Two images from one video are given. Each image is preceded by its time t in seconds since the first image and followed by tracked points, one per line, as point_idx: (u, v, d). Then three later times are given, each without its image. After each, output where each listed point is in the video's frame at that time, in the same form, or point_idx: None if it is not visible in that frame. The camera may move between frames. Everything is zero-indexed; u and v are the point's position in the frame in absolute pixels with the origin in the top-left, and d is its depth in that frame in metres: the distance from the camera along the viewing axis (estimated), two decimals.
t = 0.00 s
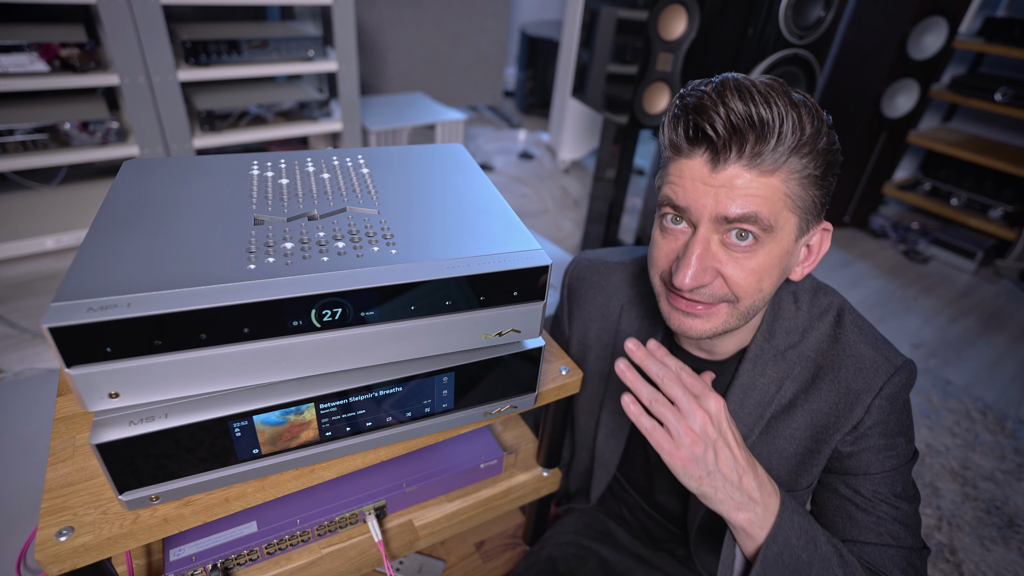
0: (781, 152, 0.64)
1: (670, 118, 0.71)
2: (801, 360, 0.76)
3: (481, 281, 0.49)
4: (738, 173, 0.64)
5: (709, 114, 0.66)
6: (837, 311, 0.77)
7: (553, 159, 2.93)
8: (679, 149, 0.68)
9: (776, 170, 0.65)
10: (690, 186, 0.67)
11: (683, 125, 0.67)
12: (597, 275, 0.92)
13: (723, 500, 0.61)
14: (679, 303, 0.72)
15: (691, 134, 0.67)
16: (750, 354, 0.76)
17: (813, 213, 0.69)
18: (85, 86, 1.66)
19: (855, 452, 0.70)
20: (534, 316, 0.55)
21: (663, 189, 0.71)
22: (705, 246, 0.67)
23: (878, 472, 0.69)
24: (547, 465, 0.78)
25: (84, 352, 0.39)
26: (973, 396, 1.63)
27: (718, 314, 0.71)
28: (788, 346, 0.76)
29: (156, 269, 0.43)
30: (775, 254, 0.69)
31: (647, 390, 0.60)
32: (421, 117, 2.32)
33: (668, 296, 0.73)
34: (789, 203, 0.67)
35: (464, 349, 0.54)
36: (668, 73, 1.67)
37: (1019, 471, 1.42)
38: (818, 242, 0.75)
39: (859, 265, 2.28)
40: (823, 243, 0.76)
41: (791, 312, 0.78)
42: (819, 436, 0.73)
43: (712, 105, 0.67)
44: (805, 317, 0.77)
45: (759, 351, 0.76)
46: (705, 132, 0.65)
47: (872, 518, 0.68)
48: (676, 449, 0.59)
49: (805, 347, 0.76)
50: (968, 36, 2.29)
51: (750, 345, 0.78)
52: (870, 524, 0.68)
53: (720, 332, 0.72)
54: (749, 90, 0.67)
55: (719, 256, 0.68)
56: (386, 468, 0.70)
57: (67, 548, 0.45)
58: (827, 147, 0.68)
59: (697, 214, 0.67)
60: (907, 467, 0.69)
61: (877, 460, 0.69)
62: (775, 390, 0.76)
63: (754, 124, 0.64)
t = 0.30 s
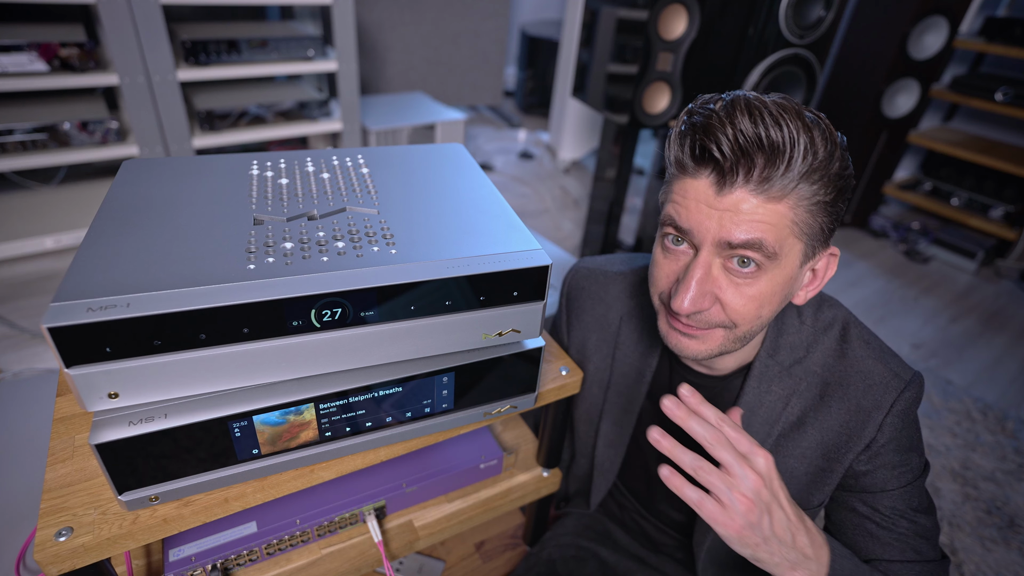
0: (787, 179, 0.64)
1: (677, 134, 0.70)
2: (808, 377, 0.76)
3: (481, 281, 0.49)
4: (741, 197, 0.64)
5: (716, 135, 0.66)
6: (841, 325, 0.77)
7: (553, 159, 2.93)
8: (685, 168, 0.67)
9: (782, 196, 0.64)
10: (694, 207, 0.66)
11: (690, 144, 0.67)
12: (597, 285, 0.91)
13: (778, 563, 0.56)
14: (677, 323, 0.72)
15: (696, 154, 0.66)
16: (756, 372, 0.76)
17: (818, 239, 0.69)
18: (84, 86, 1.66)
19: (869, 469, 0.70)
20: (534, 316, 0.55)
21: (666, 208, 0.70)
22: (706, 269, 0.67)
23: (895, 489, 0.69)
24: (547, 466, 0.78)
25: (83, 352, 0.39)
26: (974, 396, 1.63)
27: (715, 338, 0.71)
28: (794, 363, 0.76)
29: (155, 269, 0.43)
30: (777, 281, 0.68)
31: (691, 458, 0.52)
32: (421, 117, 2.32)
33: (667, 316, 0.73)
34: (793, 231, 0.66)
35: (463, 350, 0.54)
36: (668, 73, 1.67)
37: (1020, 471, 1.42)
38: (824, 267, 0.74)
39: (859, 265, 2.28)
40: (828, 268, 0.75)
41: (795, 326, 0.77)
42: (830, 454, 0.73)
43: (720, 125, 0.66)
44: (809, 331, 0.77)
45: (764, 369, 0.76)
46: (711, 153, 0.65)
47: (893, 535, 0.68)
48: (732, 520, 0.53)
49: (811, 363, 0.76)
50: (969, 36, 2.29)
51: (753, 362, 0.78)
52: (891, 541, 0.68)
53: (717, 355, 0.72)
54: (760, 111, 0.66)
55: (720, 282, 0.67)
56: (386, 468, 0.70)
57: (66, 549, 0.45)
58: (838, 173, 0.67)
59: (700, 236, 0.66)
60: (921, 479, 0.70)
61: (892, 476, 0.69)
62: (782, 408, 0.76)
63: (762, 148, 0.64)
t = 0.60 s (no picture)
0: (802, 159, 0.64)
1: (696, 110, 0.70)
2: (804, 366, 0.76)
3: (481, 281, 0.49)
4: (755, 171, 0.64)
5: (740, 109, 0.66)
6: (835, 315, 0.78)
7: (553, 159, 2.93)
8: (703, 140, 0.67)
9: (793, 176, 0.65)
10: (709, 178, 0.66)
11: (711, 117, 0.67)
12: (596, 275, 0.93)
13: (816, 559, 0.60)
14: (678, 297, 0.71)
15: (716, 128, 0.66)
16: (753, 361, 0.76)
17: (819, 227, 0.70)
18: (84, 86, 1.66)
19: (869, 457, 0.70)
20: (534, 316, 0.55)
21: (678, 179, 0.70)
22: (713, 242, 0.67)
23: (898, 473, 0.69)
24: (547, 466, 0.78)
25: (83, 352, 0.39)
26: (974, 396, 1.63)
27: (716, 315, 0.70)
28: (789, 352, 0.76)
29: (155, 269, 0.43)
30: (780, 262, 0.68)
31: (725, 462, 0.56)
32: (421, 117, 2.32)
33: (669, 290, 0.73)
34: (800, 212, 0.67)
35: (462, 350, 0.54)
36: (668, 73, 1.67)
37: (1020, 471, 1.42)
38: (821, 259, 0.74)
39: (859, 265, 2.28)
40: (824, 261, 0.75)
41: (789, 317, 0.78)
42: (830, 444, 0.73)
43: (744, 100, 0.67)
44: (803, 322, 0.77)
45: (761, 359, 0.76)
46: (732, 127, 0.65)
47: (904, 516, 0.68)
48: (768, 521, 0.57)
49: (806, 353, 0.76)
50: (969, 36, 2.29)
51: (751, 352, 0.78)
52: (903, 524, 0.68)
53: (715, 333, 0.72)
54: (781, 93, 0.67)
55: (726, 254, 0.67)
56: (387, 467, 0.70)
57: (66, 549, 0.45)
58: (845, 166, 0.68)
59: (711, 208, 0.66)
60: (921, 460, 0.70)
61: (893, 461, 0.69)
62: (779, 398, 0.76)
63: (782, 126, 0.64)
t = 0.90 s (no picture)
0: (808, 123, 0.67)
1: (709, 78, 0.73)
2: (801, 334, 0.77)
3: (481, 281, 0.49)
4: (763, 134, 0.67)
5: (752, 77, 0.68)
6: (828, 287, 0.79)
7: (553, 159, 2.93)
8: (714, 104, 0.70)
9: (797, 140, 0.68)
10: (719, 139, 0.69)
11: (723, 83, 0.70)
12: (600, 255, 0.94)
13: (833, 476, 0.58)
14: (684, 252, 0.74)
15: (728, 94, 0.69)
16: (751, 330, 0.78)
17: (819, 193, 0.72)
18: (85, 86, 1.66)
19: (862, 419, 0.71)
20: (534, 317, 0.55)
21: (689, 141, 0.72)
22: (720, 198, 0.69)
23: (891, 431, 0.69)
24: (547, 465, 0.78)
25: (84, 352, 0.39)
26: (974, 396, 1.64)
27: (720, 271, 0.72)
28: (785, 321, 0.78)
29: (155, 269, 0.43)
30: (783, 221, 0.71)
31: (756, 366, 0.53)
32: (421, 117, 2.32)
33: (675, 246, 0.75)
34: (804, 174, 0.69)
35: (462, 349, 0.54)
36: (667, 73, 1.68)
37: (1019, 470, 1.42)
38: (817, 228, 0.77)
39: (859, 265, 2.28)
40: (822, 229, 0.78)
41: (786, 289, 0.79)
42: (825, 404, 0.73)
43: (756, 69, 0.69)
44: (800, 292, 0.79)
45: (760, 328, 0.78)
46: (743, 91, 0.68)
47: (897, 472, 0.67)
48: (795, 429, 0.54)
49: (803, 322, 0.77)
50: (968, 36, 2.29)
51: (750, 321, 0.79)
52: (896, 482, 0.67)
53: (719, 290, 0.74)
54: (791, 64, 0.69)
55: (732, 210, 0.69)
56: (387, 467, 0.70)
57: (67, 548, 0.45)
58: (846, 136, 0.71)
59: (720, 166, 0.69)
60: (909, 419, 0.70)
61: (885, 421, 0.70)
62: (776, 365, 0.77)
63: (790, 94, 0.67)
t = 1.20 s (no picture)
0: (832, 135, 0.67)
1: (743, 74, 0.72)
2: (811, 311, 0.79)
3: (481, 282, 0.49)
4: (786, 136, 0.67)
5: (785, 78, 0.68)
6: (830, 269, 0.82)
7: (553, 159, 2.93)
8: (743, 102, 0.69)
9: (819, 150, 0.68)
10: (745, 138, 0.68)
11: (755, 83, 0.69)
12: (610, 244, 0.94)
13: (878, 422, 0.60)
14: (696, 244, 0.75)
15: (759, 94, 0.68)
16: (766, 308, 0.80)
17: (834, 201, 0.73)
18: (85, 86, 1.66)
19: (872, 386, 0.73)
20: (534, 317, 0.55)
21: (715, 135, 0.72)
22: (737, 196, 0.70)
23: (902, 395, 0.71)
24: (547, 465, 0.78)
25: (84, 352, 0.39)
26: (973, 396, 1.64)
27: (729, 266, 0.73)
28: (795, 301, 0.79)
29: (155, 269, 0.43)
30: (796, 224, 0.71)
31: (811, 312, 0.53)
32: (421, 117, 2.32)
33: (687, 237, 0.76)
34: (823, 183, 0.70)
35: (463, 349, 0.54)
36: (667, 73, 1.68)
37: (1019, 470, 1.42)
38: (828, 227, 0.76)
39: (859, 265, 2.28)
40: (831, 230, 0.77)
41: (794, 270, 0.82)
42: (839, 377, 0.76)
43: (790, 73, 0.69)
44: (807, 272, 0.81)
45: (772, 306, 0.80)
46: (773, 95, 0.67)
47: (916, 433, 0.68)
48: (845, 371, 0.55)
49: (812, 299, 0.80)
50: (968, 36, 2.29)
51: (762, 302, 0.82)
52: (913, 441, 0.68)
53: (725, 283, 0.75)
54: (827, 70, 0.69)
55: (748, 208, 0.70)
56: (387, 467, 0.70)
57: (67, 548, 0.45)
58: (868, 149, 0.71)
59: (742, 165, 0.69)
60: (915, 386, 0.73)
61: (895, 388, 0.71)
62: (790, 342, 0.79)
63: (820, 102, 0.67)
